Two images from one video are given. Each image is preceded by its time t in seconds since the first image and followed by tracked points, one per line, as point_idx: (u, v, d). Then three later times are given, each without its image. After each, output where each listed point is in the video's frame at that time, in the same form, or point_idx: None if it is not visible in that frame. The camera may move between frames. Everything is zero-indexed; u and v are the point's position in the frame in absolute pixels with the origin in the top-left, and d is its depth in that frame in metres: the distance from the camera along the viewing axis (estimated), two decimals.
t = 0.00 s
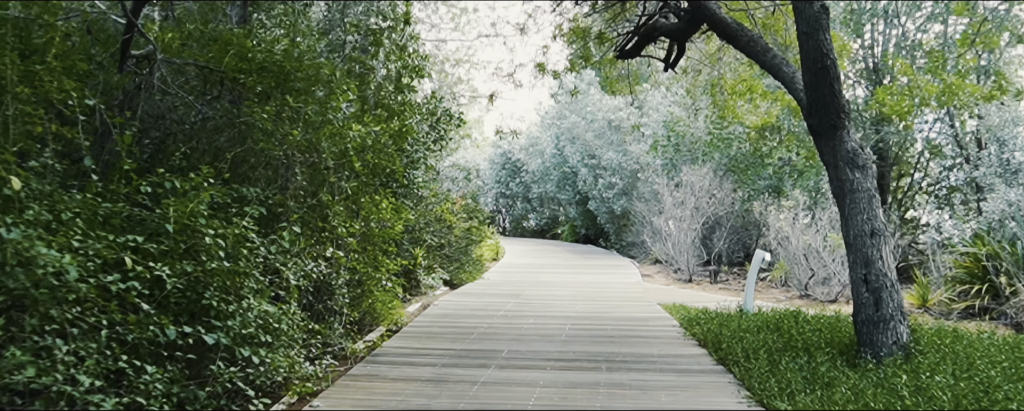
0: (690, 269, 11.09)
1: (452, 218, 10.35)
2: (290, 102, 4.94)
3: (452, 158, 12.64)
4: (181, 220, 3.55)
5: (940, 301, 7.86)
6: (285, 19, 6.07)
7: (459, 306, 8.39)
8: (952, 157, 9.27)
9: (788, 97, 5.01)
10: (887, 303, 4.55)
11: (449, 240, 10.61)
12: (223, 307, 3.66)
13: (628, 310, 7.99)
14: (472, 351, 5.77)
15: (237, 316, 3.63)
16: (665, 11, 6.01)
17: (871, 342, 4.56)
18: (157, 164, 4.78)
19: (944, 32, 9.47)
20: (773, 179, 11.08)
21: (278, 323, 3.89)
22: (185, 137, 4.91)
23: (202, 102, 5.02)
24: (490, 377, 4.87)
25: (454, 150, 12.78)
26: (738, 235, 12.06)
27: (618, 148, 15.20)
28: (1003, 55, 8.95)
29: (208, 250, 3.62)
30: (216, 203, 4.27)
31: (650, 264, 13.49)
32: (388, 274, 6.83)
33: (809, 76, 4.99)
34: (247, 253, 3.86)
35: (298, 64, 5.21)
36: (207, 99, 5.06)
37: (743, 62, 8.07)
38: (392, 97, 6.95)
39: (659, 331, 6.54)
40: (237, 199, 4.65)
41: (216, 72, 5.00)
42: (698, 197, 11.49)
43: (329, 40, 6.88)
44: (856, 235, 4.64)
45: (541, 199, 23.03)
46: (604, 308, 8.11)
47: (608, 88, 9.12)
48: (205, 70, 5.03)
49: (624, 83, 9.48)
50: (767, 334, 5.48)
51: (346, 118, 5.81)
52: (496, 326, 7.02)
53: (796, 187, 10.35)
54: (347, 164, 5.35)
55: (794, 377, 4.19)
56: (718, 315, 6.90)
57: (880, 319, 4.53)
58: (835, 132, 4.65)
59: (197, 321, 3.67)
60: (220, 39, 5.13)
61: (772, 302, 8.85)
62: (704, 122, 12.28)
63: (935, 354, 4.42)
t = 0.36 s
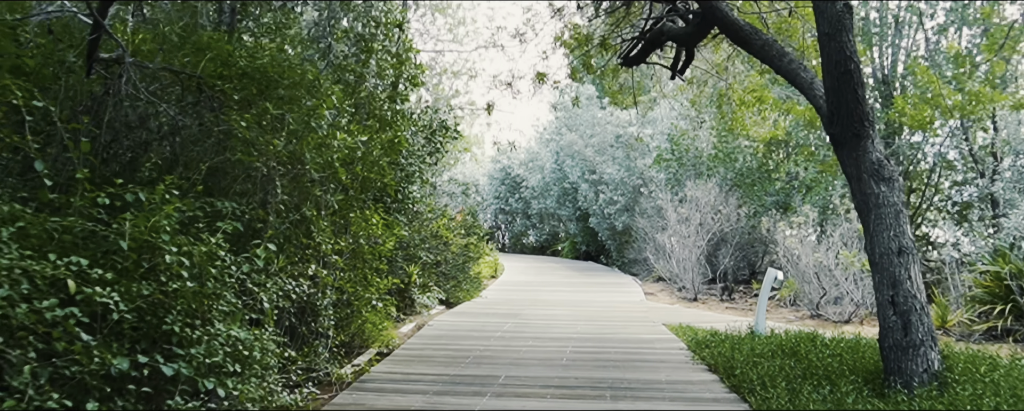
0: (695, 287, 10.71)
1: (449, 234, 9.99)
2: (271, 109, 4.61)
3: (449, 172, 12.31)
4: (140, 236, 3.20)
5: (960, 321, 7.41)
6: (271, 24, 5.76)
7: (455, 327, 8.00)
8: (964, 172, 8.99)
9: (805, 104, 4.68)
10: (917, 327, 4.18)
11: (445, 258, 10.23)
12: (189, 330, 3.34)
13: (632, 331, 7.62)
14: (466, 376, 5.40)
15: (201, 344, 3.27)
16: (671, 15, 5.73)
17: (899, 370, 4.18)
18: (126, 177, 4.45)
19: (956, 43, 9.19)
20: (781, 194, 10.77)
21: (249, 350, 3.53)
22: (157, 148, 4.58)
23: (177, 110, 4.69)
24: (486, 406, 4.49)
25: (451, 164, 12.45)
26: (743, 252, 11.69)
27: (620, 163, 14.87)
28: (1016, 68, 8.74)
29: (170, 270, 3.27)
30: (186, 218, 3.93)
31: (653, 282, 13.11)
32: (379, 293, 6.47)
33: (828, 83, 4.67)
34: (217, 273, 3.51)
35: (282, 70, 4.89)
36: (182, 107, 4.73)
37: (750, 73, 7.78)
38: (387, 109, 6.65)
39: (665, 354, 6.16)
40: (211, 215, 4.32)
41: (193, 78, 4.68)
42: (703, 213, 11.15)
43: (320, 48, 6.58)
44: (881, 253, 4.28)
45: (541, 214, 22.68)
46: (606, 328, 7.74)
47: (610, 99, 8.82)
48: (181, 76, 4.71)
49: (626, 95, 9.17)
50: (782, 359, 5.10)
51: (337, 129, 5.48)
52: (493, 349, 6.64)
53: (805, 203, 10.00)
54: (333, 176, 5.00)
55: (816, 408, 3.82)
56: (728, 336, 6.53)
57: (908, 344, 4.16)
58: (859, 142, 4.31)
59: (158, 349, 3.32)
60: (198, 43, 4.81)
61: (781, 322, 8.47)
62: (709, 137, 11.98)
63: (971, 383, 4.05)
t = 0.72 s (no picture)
0: (697, 303, 10.33)
1: (442, 248, 9.64)
2: (241, 113, 4.27)
3: (444, 184, 11.98)
4: (79, 250, 2.90)
5: (978, 340, 7.03)
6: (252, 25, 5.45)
7: (447, 345, 7.62)
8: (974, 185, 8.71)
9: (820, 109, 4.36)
10: (944, 349, 3.82)
11: (438, 272, 9.86)
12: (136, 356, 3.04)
13: (632, 350, 7.25)
14: (455, 401, 5.03)
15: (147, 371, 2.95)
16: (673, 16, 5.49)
17: (925, 397, 3.83)
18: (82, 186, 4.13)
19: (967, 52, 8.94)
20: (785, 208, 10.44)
21: (206, 377, 3.19)
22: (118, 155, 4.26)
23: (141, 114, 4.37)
24: None
25: (445, 176, 12.13)
26: (747, 267, 11.34)
27: (620, 175, 14.56)
28: None
29: (114, 288, 2.96)
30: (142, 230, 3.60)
31: (653, 298, 12.74)
32: (364, 311, 6.12)
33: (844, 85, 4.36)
34: (171, 290, 3.18)
35: (257, 71, 4.56)
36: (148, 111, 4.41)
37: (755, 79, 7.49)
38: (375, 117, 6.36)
39: (668, 376, 5.79)
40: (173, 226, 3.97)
41: (158, 79, 4.35)
42: (705, 226, 10.82)
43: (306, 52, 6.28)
44: (905, 269, 3.94)
45: (539, 228, 22.32)
46: (605, 347, 7.37)
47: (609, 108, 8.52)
48: (146, 77, 4.38)
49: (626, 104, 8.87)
50: (794, 382, 4.73)
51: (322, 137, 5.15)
52: (485, 370, 6.27)
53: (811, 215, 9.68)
54: (311, 185, 4.66)
55: None
56: (734, 356, 6.17)
57: (935, 369, 3.81)
58: (879, 148, 3.98)
59: (99, 376, 3.03)
60: (167, 43, 4.49)
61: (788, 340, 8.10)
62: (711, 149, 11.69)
63: None
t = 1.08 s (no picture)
0: (700, 316, 9.93)
1: (437, 257, 9.27)
2: (211, 111, 3.91)
3: (439, 192, 11.60)
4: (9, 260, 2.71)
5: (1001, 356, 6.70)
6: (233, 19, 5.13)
7: (441, 360, 7.24)
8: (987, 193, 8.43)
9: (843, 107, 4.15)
10: (983, 371, 3.57)
11: (432, 283, 9.48)
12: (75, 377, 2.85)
13: (634, 365, 6.88)
14: None
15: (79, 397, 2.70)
16: (679, 8, 5.23)
17: None
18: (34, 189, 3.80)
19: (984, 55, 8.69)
20: (792, 216, 10.19)
21: (157, 405, 2.86)
22: (76, 156, 3.92)
23: (104, 113, 4.04)
24: None
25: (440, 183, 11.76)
26: (751, 278, 11.00)
27: (621, 183, 14.25)
28: None
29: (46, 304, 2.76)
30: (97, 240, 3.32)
31: (655, 309, 12.37)
32: (348, 325, 5.73)
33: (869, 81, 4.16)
34: (120, 306, 2.92)
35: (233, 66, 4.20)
36: (110, 110, 4.07)
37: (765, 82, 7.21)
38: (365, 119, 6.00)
39: (674, 395, 5.41)
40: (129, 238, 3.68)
41: (122, 75, 4.00)
42: (709, 235, 10.46)
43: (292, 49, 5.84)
44: (938, 283, 3.68)
45: (537, 237, 21.96)
46: (606, 362, 7.00)
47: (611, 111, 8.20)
48: (109, 73, 4.03)
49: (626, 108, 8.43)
50: (813, 404, 4.35)
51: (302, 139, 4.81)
52: (478, 388, 5.89)
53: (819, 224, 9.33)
54: (288, 191, 4.30)
55: None
56: (743, 373, 5.80)
57: (973, 392, 3.58)
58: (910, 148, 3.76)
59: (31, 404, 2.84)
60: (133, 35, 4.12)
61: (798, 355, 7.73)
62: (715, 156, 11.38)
63: None
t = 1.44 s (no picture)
0: (703, 323, 9.51)
1: (428, 261, 8.90)
2: (169, 99, 3.52)
3: (431, 194, 11.21)
4: None
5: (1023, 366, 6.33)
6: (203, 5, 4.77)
7: (430, 369, 6.86)
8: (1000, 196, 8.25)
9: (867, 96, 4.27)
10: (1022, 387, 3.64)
11: (423, 288, 9.11)
12: None
13: (634, 376, 6.51)
14: None
15: None
16: None
17: None
18: None
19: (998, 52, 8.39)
20: (796, 220, 9.92)
21: None
22: (21, 149, 3.63)
23: (52, 103, 3.71)
24: None
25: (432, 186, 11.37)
26: (754, 283, 10.65)
27: (620, 186, 13.89)
28: None
29: None
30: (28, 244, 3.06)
31: (654, 315, 11.99)
32: (328, 334, 5.35)
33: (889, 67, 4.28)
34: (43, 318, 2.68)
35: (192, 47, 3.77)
36: (58, 98, 3.73)
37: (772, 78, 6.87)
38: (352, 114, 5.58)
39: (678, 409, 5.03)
40: (73, 240, 3.33)
41: (67, 59, 3.60)
42: (712, 239, 10.09)
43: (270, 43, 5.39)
44: (974, 290, 3.77)
45: (534, 242, 21.59)
46: (604, 373, 6.63)
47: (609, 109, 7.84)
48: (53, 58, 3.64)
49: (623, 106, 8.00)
50: None
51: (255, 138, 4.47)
52: (468, 401, 5.52)
53: (826, 228, 8.97)
54: (257, 187, 3.93)
55: None
56: (750, 385, 5.43)
57: None
58: (941, 139, 3.87)
59: None
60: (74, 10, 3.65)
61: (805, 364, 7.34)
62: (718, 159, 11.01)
63: None
